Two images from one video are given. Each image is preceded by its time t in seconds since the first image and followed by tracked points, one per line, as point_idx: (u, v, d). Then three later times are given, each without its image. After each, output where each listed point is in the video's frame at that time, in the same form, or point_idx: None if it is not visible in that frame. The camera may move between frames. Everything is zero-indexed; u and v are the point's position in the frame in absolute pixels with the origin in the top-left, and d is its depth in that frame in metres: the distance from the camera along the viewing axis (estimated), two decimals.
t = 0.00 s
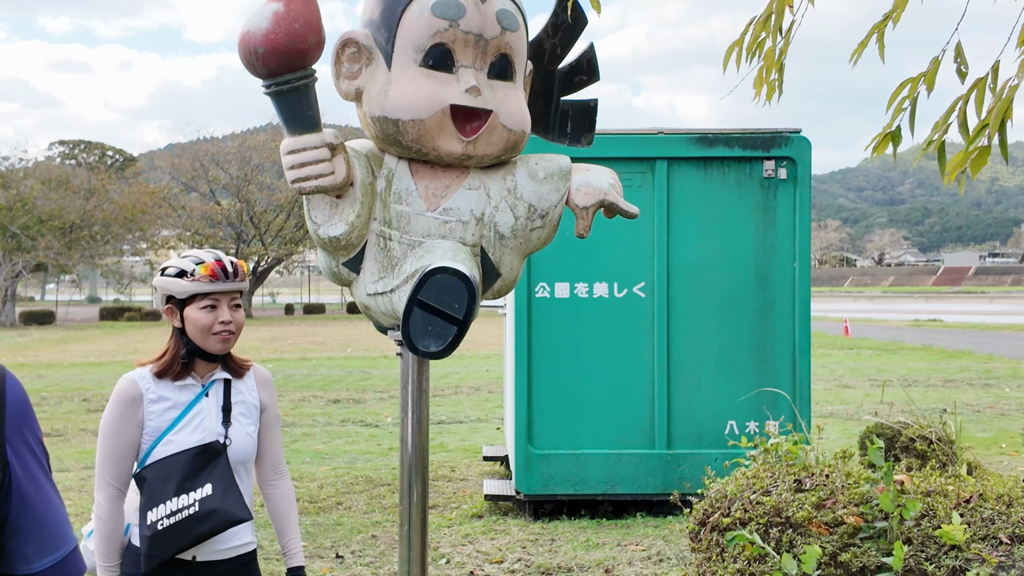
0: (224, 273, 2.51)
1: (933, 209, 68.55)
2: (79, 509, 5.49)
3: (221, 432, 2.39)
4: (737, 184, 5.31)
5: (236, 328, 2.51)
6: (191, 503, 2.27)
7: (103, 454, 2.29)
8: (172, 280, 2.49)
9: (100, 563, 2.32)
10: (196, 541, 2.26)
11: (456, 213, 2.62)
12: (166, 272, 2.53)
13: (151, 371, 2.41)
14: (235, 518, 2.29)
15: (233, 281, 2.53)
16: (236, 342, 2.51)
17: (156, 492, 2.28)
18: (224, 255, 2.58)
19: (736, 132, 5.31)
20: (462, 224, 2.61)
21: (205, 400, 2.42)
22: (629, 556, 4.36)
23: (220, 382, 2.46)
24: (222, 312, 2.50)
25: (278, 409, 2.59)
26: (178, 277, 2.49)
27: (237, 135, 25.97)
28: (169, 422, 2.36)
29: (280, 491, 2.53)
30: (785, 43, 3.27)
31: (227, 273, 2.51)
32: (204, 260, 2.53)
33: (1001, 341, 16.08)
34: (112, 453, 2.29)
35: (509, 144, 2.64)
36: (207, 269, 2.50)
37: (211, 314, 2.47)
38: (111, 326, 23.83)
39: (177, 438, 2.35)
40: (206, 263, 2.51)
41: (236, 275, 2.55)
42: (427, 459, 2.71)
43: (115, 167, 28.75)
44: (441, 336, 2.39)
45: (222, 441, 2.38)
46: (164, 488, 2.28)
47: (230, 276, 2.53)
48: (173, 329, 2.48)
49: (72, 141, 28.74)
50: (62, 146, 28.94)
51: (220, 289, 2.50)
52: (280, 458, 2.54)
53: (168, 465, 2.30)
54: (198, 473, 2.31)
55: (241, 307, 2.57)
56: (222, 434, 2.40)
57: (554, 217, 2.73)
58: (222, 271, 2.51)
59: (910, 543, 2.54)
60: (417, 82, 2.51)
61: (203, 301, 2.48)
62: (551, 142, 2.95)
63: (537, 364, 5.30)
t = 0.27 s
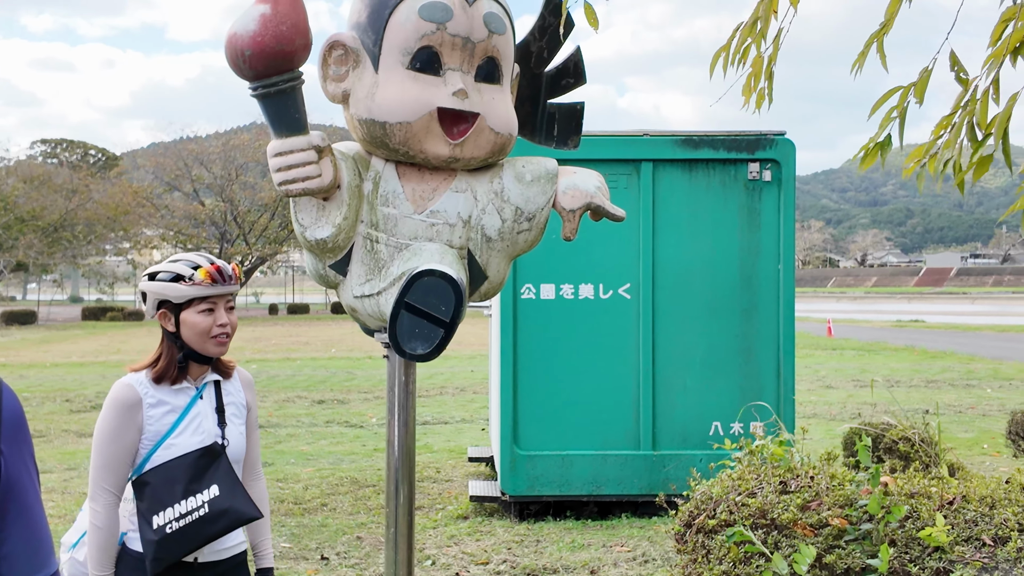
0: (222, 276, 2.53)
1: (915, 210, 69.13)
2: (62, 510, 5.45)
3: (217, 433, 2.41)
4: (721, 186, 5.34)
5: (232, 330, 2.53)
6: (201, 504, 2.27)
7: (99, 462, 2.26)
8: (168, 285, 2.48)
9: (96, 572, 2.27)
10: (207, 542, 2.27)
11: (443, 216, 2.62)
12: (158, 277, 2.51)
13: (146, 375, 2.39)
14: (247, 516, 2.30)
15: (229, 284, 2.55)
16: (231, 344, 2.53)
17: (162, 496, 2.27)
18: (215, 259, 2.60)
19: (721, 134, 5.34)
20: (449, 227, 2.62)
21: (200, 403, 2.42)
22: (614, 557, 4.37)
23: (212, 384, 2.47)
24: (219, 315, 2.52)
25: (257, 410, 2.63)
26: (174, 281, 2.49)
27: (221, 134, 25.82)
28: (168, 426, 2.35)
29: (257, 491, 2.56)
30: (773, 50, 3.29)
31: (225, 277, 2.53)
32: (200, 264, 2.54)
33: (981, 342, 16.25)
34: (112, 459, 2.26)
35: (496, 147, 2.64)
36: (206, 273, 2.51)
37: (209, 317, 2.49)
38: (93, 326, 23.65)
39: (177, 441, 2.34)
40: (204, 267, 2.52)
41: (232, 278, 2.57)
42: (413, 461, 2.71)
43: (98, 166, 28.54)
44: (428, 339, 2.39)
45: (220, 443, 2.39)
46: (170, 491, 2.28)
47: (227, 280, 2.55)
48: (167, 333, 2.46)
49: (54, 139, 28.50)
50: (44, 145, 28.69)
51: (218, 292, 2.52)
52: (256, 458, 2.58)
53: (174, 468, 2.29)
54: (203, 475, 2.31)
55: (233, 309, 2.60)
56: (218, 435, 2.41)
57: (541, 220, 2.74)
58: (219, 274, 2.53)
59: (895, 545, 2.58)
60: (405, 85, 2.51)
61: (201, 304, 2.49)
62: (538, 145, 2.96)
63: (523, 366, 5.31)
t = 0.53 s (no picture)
0: (219, 273, 2.54)
1: (903, 211, 69.47)
2: (51, 511, 5.41)
3: (213, 431, 2.41)
4: (711, 187, 5.35)
5: (228, 326, 2.55)
6: (201, 502, 2.28)
7: (96, 464, 2.23)
8: (167, 283, 2.46)
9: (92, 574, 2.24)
10: (208, 539, 2.28)
11: (435, 215, 2.62)
12: (153, 276, 2.49)
13: (142, 375, 2.37)
14: (247, 513, 2.33)
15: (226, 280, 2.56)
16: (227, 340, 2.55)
17: (162, 495, 2.27)
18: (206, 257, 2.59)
19: (711, 135, 5.35)
20: (440, 226, 2.62)
21: (196, 401, 2.43)
22: (605, 557, 4.38)
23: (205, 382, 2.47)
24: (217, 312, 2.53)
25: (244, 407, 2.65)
26: (172, 279, 2.47)
27: (211, 134, 25.71)
28: (167, 425, 2.35)
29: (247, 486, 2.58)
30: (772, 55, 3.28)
31: (224, 274, 2.55)
32: (198, 261, 2.53)
33: (969, 342, 16.36)
34: (111, 459, 2.24)
35: (488, 146, 2.65)
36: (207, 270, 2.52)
37: (207, 314, 2.50)
38: (81, 326, 23.52)
39: (177, 440, 2.35)
40: (202, 264, 2.52)
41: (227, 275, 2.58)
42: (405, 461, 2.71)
43: (87, 166, 28.38)
44: (420, 337, 2.39)
45: (217, 441, 2.40)
46: (172, 490, 2.28)
47: (225, 277, 2.56)
48: (165, 331, 2.45)
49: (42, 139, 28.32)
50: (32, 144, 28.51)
51: (215, 289, 2.52)
52: (246, 453, 2.60)
53: (174, 467, 2.30)
54: (202, 473, 2.32)
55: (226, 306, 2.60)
56: (214, 433, 2.42)
57: (533, 219, 2.74)
58: (217, 271, 2.54)
59: (886, 544, 2.53)
60: (396, 84, 2.51)
61: (200, 301, 2.50)
62: (529, 144, 2.96)
63: (513, 366, 5.31)
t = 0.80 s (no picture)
0: (202, 270, 2.50)
1: (895, 211, 69.69)
2: (42, 510, 5.38)
3: (209, 426, 2.39)
4: (706, 184, 5.35)
5: (214, 323, 2.51)
6: (198, 499, 2.27)
7: (91, 461, 2.21)
8: (149, 281, 2.43)
9: (89, 571, 2.22)
10: (204, 536, 2.28)
11: (429, 210, 2.61)
12: (139, 273, 2.46)
13: (135, 371, 2.36)
14: (245, 508, 2.32)
15: (210, 278, 2.52)
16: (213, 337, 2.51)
17: (159, 491, 2.26)
18: (194, 252, 2.55)
19: (706, 132, 5.35)
20: (435, 221, 2.61)
21: (191, 396, 2.42)
22: (599, 555, 4.37)
23: (200, 377, 2.47)
24: (202, 309, 2.49)
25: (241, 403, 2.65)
26: (156, 277, 2.45)
27: (203, 133, 25.62)
28: (162, 422, 2.33)
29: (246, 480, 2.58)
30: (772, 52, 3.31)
31: (205, 271, 2.50)
32: (182, 258, 2.50)
33: (961, 341, 16.41)
34: (106, 456, 2.22)
35: (482, 141, 2.64)
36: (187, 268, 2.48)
37: (191, 311, 2.46)
38: (73, 325, 23.41)
39: (172, 436, 2.33)
40: (185, 262, 2.48)
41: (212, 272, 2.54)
42: (399, 457, 2.69)
43: (79, 165, 28.24)
44: (414, 333, 2.38)
45: (212, 436, 2.38)
46: (169, 486, 2.27)
47: (209, 273, 2.52)
48: (151, 328, 2.43)
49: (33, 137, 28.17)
50: (23, 142, 28.36)
51: (199, 286, 2.49)
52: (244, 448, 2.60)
53: (171, 463, 2.29)
54: (199, 469, 2.31)
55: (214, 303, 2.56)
56: (210, 428, 2.41)
57: (528, 215, 2.73)
58: (198, 268, 2.49)
59: (881, 540, 2.53)
60: (390, 78, 2.50)
61: (184, 298, 2.46)
62: (524, 140, 2.95)
63: (507, 364, 5.30)
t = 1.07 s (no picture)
0: (175, 271, 2.44)
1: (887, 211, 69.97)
2: (33, 510, 5.34)
3: (198, 427, 2.37)
4: (699, 184, 5.36)
5: (190, 326, 2.44)
6: (175, 498, 2.24)
7: (77, 454, 2.24)
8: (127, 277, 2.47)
9: (74, 564, 2.25)
10: (181, 537, 2.25)
11: (423, 208, 2.61)
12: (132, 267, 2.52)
13: (125, 365, 2.37)
14: (222, 512, 2.27)
15: (187, 278, 2.46)
16: (191, 341, 2.44)
17: (138, 489, 2.25)
18: (184, 250, 2.51)
19: (699, 131, 5.35)
20: (429, 220, 2.60)
21: (183, 395, 2.40)
22: (592, 554, 4.37)
23: (196, 377, 2.43)
24: (177, 311, 2.44)
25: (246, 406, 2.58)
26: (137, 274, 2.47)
27: (195, 132, 25.55)
28: (148, 418, 2.33)
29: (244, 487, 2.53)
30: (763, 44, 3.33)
31: (178, 271, 2.44)
32: (161, 257, 2.47)
33: (952, 341, 16.49)
34: (92, 449, 2.24)
35: (476, 139, 2.63)
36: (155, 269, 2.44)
37: (164, 313, 2.43)
38: (64, 325, 23.29)
39: (157, 433, 2.33)
40: (160, 260, 2.45)
41: (189, 273, 2.46)
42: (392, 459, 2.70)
43: (70, 164, 28.10)
44: (407, 332, 2.37)
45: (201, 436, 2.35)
46: (147, 483, 2.25)
47: (181, 274, 2.45)
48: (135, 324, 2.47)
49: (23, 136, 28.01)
50: (13, 141, 28.18)
51: (171, 287, 2.44)
52: (247, 453, 2.55)
53: (151, 461, 2.27)
54: (180, 468, 2.28)
55: (201, 305, 2.49)
56: (199, 429, 2.38)
57: (522, 213, 2.73)
58: (171, 269, 2.44)
59: (874, 538, 2.53)
60: (384, 76, 2.50)
61: (158, 299, 2.44)
62: (518, 138, 2.95)
63: (501, 363, 5.30)
